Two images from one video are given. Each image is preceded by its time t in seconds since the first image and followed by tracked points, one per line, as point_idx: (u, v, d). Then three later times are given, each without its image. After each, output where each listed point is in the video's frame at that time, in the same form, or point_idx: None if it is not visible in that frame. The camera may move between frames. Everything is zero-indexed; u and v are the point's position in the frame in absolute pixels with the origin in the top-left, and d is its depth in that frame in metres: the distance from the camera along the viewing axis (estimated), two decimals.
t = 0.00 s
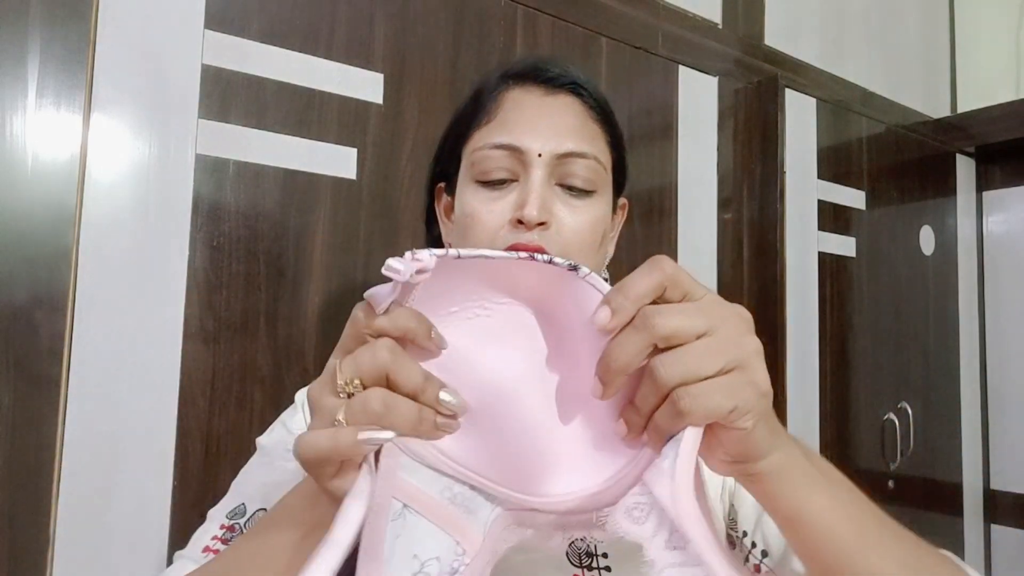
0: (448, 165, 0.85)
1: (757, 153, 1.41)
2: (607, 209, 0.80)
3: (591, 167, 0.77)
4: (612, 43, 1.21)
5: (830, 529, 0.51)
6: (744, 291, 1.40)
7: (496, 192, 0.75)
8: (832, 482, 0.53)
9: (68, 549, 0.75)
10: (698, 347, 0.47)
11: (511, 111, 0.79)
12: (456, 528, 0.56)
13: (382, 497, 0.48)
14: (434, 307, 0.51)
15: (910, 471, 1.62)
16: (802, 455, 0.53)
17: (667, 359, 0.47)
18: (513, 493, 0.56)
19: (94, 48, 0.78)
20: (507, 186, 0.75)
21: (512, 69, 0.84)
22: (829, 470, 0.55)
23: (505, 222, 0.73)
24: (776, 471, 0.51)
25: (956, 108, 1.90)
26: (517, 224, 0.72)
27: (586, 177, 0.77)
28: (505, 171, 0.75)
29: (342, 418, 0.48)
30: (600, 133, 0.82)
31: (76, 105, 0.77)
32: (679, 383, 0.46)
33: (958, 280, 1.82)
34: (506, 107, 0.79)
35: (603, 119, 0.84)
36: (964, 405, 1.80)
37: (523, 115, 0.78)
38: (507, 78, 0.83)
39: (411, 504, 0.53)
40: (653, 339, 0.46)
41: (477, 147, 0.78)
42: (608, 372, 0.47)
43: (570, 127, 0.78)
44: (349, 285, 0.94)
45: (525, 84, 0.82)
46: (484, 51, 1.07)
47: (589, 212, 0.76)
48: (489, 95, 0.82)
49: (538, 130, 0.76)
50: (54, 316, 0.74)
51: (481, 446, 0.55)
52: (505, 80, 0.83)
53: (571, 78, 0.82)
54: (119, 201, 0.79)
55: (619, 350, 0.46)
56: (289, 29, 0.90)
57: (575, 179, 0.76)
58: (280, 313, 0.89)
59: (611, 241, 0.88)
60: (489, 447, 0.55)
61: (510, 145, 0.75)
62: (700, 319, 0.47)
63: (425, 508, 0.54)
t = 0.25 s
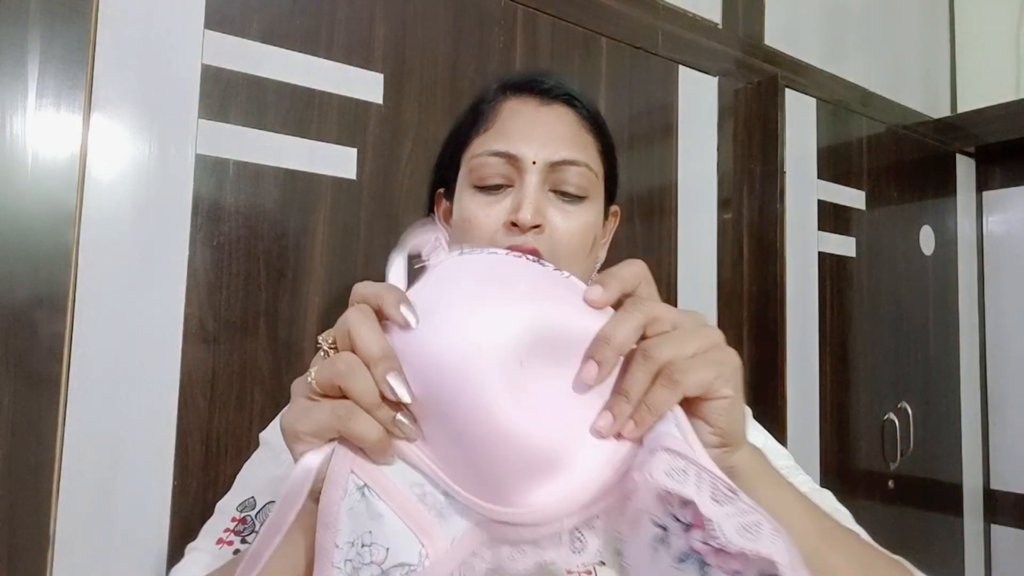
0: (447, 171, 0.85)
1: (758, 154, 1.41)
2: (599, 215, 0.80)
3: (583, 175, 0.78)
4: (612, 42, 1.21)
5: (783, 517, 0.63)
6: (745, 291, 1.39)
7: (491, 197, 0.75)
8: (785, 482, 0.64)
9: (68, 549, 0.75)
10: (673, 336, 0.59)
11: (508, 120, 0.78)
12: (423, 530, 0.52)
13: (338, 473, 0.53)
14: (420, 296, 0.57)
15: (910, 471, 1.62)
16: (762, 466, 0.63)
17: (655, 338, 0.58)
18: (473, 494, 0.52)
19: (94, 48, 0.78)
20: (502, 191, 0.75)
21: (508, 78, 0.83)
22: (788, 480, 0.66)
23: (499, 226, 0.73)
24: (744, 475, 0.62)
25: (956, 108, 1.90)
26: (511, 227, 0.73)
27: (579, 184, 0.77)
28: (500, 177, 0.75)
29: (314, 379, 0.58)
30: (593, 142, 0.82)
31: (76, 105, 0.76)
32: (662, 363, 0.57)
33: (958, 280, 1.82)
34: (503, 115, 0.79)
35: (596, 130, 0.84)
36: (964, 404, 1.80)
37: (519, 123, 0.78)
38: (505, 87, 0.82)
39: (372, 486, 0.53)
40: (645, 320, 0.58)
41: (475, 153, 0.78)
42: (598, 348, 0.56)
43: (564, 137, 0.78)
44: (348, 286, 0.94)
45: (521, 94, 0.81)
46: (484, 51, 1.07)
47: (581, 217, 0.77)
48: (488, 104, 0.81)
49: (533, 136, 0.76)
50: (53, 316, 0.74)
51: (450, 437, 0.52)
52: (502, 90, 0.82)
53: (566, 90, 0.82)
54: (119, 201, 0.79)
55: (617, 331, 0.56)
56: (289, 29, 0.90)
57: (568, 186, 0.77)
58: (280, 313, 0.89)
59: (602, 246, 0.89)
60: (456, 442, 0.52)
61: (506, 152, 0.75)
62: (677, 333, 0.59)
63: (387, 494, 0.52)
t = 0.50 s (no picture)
0: (440, 171, 0.85)
1: (757, 154, 1.41)
2: (586, 212, 0.81)
3: (572, 174, 0.78)
4: (612, 43, 1.21)
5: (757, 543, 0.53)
6: (745, 291, 1.40)
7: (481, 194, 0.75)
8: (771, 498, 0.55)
9: (68, 549, 0.75)
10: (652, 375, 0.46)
11: (499, 121, 0.79)
12: (404, 478, 0.52)
13: (338, 425, 0.48)
14: (418, 274, 0.47)
15: (910, 471, 1.62)
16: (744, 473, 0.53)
17: (625, 383, 0.45)
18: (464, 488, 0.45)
19: (94, 48, 0.78)
20: (492, 188, 0.75)
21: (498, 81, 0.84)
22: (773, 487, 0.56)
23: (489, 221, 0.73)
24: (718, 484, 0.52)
25: (956, 109, 1.90)
26: (501, 222, 0.72)
27: (568, 183, 0.77)
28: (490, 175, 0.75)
29: (315, 336, 0.49)
30: (581, 144, 0.82)
31: (76, 105, 0.77)
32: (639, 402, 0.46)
33: (957, 280, 1.82)
34: (494, 116, 0.79)
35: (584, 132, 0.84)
36: (964, 404, 1.80)
37: (510, 123, 0.78)
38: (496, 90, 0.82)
39: (367, 435, 0.50)
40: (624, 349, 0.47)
41: (465, 152, 0.77)
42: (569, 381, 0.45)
43: (553, 135, 0.79)
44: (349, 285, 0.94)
45: (511, 96, 0.81)
46: (484, 51, 1.07)
47: (570, 214, 0.77)
48: (479, 106, 0.82)
49: (523, 135, 0.76)
50: (53, 316, 0.74)
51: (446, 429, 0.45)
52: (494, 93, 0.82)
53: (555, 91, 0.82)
54: (119, 201, 0.79)
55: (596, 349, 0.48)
56: (289, 29, 0.90)
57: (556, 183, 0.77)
58: (280, 313, 0.89)
59: (588, 246, 0.89)
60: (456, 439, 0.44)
61: (496, 149, 0.75)
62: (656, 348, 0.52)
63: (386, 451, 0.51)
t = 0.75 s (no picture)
0: (434, 172, 0.86)
1: (757, 154, 1.41)
2: (581, 213, 0.81)
3: (569, 173, 0.78)
4: (612, 43, 1.21)
5: (760, 502, 0.56)
6: (745, 291, 1.39)
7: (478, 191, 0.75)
8: (763, 470, 0.57)
9: (68, 549, 0.75)
10: (638, 402, 0.49)
11: (493, 121, 0.79)
12: (381, 449, 0.49)
13: (333, 379, 0.49)
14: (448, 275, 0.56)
15: (910, 471, 1.62)
16: (738, 438, 0.57)
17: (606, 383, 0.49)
18: (437, 446, 0.49)
19: (94, 48, 0.78)
20: (490, 187, 0.75)
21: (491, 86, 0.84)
22: (766, 457, 0.58)
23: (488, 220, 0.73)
24: (717, 456, 0.55)
25: (956, 109, 1.90)
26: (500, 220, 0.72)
27: (563, 182, 0.78)
28: (487, 174, 0.76)
29: (345, 297, 0.55)
30: (576, 144, 0.83)
31: (76, 105, 0.76)
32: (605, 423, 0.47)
33: (957, 281, 1.82)
34: (489, 117, 0.80)
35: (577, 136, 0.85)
36: (964, 405, 1.80)
37: (504, 124, 0.78)
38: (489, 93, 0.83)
39: (359, 401, 0.50)
40: (608, 373, 0.49)
41: (460, 153, 0.78)
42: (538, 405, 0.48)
43: (548, 135, 0.79)
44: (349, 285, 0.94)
45: (503, 98, 0.82)
46: (484, 51, 1.07)
47: (566, 213, 0.77)
48: (472, 108, 0.83)
49: (519, 135, 0.76)
50: (53, 316, 0.74)
51: (436, 393, 0.51)
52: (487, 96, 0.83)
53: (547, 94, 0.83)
54: (120, 201, 0.79)
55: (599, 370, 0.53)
56: (289, 29, 0.90)
57: (552, 181, 0.77)
58: (280, 313, 0.89)
59: (582, 249, 0.89)
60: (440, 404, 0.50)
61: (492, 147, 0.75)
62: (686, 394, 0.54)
63: (367, 414, 0.50)
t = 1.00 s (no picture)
0: (435, 172, 0.85)
1: (758, 153, 1.41)
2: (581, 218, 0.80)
3: (570, 178, 0.78)
4: (612, 43, 1.21)
5: (784, 478, 0.54)
6: (744, 292, 1.39)
7: (478, 196, 0.75)
8: (791, 442, 0.54)
9: (68, 548, 0.75)
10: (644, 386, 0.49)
11: (495, 123, 0.79)
12: (390, 433, 0.48)
13: (341, 357, 0.50)
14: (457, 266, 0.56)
15: (910, 471, 1.62)
16: (756, 419, 0.54)
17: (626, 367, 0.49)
18: (450, 430, 0.48)
19: (94, 48, 0.78)
20: (491, 191, 0.75)
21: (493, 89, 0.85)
22: (796, 426, 0.55)
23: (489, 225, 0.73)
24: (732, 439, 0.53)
25: (956, 109, 1.90)
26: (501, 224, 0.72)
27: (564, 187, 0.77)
28: (489, 177, 0.76)
29: (358, 283, 0.57)
30: (577, 149, 0.83)
31: (76, 105, 0.76)
32: (589, 444, 0.45)
33: (957, 281, 1.82)
34: (490, 120, 0.80)
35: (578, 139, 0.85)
36: (964, 405, 1.80)
37: (507, 126, 0.78)
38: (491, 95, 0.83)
39: (367, 382, 0.50)
40: (596, 387, 0.47)
41: (462, 155, 0.78)
42: (516, 408, 0.46)
43: (549, 139, 0.78)
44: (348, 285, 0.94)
45: (506, 101, 0.82)
46: (484, 51, 1.07)
47: (567, 217, 0.76)
48: (474, 109, 0.83)
49: (521, 138, 0.76)
50: (53, 316, 0.74)
51: (447, 377, 0.50)
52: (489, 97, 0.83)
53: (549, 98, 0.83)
54: (119, 201, 0.79)
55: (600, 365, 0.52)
56: (289, 29, 0.90)
57: (553, 185, 0.77)
58: (279, 313, 0.89)
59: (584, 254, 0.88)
60: (450, 390, 0.49)
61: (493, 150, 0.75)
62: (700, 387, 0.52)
63: (376, 395, 0.49)
